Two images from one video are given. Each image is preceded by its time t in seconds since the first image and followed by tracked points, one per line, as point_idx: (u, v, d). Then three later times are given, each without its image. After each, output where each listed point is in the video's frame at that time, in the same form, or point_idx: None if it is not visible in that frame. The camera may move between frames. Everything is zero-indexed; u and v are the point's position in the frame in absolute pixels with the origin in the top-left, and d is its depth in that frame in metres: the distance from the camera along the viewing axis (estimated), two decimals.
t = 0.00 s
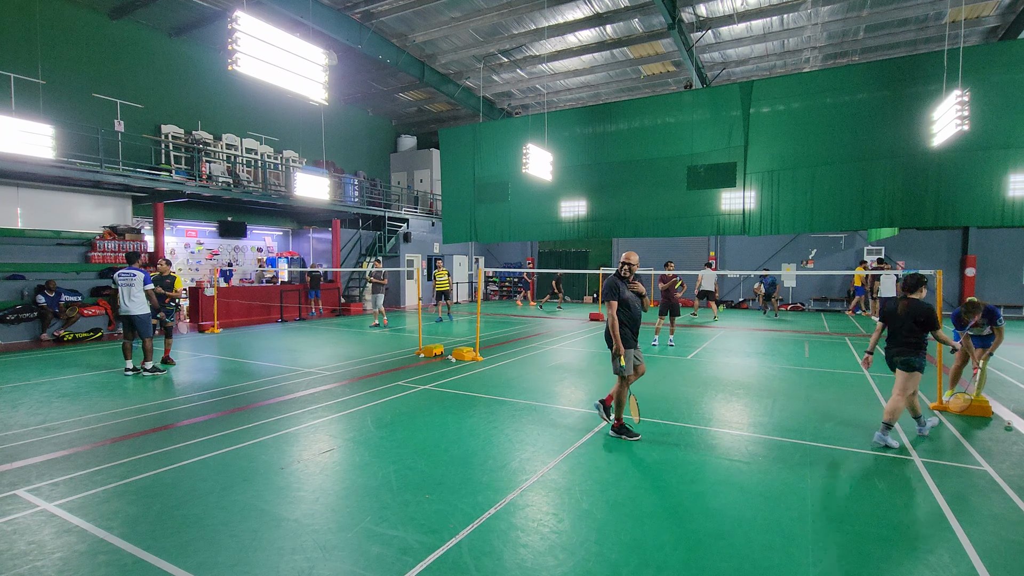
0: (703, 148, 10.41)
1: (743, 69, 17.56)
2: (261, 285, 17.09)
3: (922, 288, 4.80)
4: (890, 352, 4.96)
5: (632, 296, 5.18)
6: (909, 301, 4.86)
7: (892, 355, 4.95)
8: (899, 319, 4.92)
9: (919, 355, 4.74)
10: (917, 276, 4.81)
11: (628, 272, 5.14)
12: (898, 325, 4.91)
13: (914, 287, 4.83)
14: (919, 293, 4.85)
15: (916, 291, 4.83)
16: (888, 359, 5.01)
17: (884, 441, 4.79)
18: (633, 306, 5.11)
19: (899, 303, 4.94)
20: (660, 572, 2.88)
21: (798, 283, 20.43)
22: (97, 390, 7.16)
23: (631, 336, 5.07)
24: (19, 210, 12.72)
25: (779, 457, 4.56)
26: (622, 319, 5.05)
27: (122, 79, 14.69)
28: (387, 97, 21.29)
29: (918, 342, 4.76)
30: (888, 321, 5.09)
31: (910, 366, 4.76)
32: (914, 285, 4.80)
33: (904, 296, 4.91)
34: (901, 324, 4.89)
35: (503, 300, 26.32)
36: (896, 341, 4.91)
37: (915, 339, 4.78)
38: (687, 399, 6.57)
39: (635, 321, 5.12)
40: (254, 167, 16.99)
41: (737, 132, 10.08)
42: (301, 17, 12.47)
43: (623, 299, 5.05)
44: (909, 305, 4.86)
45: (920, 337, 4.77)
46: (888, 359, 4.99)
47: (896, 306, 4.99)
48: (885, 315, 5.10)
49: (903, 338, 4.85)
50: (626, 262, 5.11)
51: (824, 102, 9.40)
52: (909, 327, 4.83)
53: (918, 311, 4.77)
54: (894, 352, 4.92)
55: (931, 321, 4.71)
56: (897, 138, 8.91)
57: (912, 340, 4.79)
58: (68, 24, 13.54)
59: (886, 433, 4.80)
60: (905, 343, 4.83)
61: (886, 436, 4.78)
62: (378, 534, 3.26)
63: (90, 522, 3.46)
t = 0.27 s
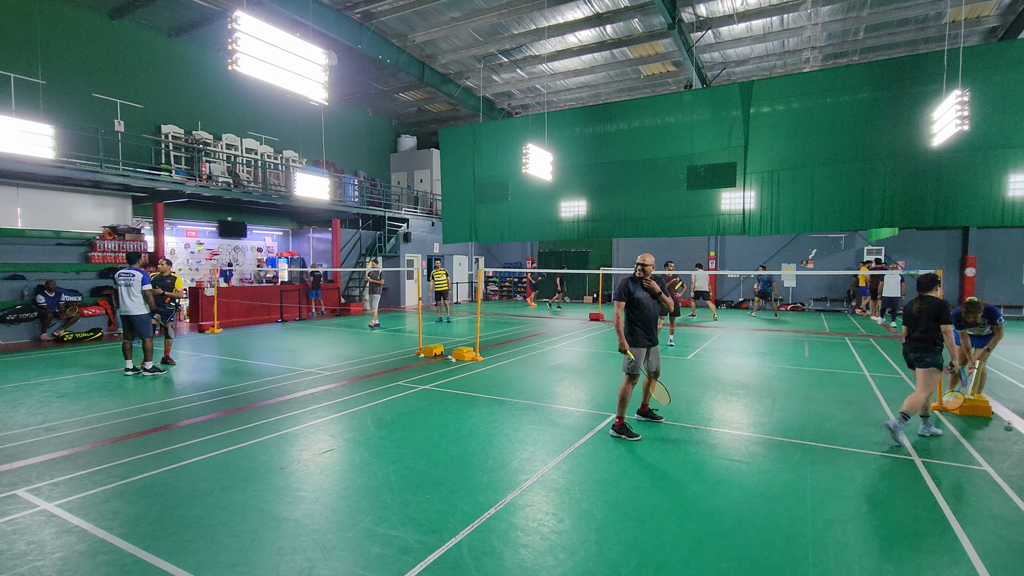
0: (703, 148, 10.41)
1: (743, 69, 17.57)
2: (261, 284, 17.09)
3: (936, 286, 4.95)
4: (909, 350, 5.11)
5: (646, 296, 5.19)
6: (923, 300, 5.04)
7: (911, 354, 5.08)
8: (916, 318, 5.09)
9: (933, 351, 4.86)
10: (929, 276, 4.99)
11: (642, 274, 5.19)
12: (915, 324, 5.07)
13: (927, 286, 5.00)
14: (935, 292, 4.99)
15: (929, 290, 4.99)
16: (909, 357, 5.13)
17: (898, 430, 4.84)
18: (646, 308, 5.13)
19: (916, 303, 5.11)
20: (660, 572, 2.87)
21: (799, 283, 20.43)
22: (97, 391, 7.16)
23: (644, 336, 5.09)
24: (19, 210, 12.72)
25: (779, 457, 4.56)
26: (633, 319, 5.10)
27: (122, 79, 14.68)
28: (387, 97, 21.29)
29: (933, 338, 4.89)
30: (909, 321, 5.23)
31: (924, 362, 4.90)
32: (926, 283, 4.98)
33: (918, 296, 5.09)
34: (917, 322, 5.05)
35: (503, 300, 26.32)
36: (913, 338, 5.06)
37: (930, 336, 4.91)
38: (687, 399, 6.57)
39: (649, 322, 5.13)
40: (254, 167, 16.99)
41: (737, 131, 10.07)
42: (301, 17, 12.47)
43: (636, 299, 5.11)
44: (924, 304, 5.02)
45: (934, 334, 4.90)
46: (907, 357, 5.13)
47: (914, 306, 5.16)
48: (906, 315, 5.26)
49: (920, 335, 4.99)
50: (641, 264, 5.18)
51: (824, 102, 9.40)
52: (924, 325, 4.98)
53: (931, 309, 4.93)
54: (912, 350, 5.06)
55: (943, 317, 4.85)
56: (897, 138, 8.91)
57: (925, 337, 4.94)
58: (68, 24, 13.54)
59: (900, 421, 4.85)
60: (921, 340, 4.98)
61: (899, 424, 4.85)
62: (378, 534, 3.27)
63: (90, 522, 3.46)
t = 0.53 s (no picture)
0: (703, 148, 10.41)
1: (743, 69, 17.56)
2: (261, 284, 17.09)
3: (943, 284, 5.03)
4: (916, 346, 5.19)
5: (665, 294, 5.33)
6: (929, 297, 5.12)
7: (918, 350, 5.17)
8: (922, 315, 5.17)
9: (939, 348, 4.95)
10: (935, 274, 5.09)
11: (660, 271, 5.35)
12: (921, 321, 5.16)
13: (934, 283, 5.09)
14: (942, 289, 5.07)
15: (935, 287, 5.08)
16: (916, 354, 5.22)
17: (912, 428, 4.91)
18: (663, 303, 5.27)
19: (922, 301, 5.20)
20: (660, 572, 2.87)
21: (798, 283, 20.43)
22: (97, 391, 7.16)
23: (659, 331, 5.24)
24: (19, 210, 12.72)
25: (779, 458, 4.55)
26: (648, 315, 5.32)
27: (122, 79, 14.68)
28: (387, 97, 21.29)
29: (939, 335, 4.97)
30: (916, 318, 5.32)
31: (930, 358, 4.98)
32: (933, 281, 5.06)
33: (924, 293, 5.18)
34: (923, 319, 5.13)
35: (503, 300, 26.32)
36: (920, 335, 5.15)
37: (937, 332, 4.99)
38: (687, 399, 6.57)
39: (665, 317, 5.25)
40: (254, 167, 16.99)
41: (737, 131, 10.07)
42: (301, 17, 12.47)
43: (651, 296, 5.34)
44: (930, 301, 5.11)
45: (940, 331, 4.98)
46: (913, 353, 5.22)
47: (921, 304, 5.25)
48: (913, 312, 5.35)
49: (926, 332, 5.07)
50: (659, 262, 5.29)
51: (824, 102, 9.40)
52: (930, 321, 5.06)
53: (937, 306, 5.01)
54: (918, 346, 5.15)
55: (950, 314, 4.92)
56: (897, 138, 8.90)
57: (932, 333, 5.03)
58: (67, 24, 13.53)
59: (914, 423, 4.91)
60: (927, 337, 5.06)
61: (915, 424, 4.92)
62: (378, 534, 3.26)
63: (90, 521, 3.46)
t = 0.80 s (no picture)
0: (703, 148, 10.41)
1: (743, 69, 17.56)
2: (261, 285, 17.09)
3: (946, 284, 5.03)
4: (919, 346, 5.16)
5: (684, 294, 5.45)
6: (932, 297, 5.11)
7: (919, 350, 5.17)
8: (924, 314, 5.16)
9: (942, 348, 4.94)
10: (938, 274, 5.08)
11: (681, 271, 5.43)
12: (924, 321, 5.15)
13: (937, 284, 5.09)
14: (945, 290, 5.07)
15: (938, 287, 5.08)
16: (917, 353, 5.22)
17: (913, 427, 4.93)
18: (685, 302, 5.34)
19: (925, 301, 5.19)
20: (660, 572, 2.87)
21: (798, 283, 20.43)
22: (97, 391, 7.16)
23: (683, 331, 5.28)
24: (19, 210, 12.72)
25: (780, 458, 4.55)
26: (669, 312, 5.32)
27: (122, 79, 14.69)
28: (387, 97, 21.29)
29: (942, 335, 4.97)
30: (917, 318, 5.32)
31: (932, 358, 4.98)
32: (936, 281, 5.05)
33: (927, 293, 5.17)
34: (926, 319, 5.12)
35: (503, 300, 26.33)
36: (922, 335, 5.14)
37: (939, 332, 4.99)
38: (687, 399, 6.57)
39: (687, 317, 5.34)
40: (254, 167, 16.98)
41: (737, 131, 10.07)
42: (301, 17, 12.47)
43: (673, 294, 5.34)
44: (933, 301, 5.10)
45: (943, 331, 4.98)
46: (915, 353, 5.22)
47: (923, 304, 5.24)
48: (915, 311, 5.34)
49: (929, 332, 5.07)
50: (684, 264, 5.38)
51: (824, 102, 9.40)
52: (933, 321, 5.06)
53: (941, 306, 5.00)
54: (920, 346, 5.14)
55: (954, 315, 4.92)
56: (897, 138, 8.90)
57: (935, 333, 5.02)
58: (67, 24, 13.53)
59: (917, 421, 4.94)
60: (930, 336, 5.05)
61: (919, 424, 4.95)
62: (378, 534, 3.26)
63: (90, 522, 3.46)
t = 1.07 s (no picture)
0: (703, 148, 10.41)
1: (743, 69, 17.56)
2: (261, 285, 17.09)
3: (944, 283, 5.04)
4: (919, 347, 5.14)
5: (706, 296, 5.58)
6: (931, 296, 5.10)
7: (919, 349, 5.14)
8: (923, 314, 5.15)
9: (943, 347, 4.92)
10: (935, 273, 5.09)
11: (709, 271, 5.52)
12: (923, 320, 5.14)
13: (936, 283, 5.08)
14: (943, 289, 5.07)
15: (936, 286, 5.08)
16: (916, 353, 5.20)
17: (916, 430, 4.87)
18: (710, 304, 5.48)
19: (923, 300, 5.19)
20: (660, 572, 2.87)
21: (798, 283, 20.44)
22: (96, 391, 7.16)
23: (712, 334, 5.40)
24: (19, 210, 12.73)
25: (780, 457, 4.56)
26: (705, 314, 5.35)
27: (122, 79, 14.69)
28: (387, 97, 21.29)
29: (942, 334, 4.95)
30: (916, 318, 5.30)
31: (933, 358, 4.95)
32: (935, 280, 5.06)
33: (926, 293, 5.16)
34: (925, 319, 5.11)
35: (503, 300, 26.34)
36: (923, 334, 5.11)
37: (939, 331, 4.97)
38: (687, 399, 6.57)
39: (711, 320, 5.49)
40: (254, 167, 16.98)
41: (737, 132, 10.07)
42: (301, 17, 12.47)
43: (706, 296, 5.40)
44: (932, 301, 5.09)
45: (942, 330, 4.96)
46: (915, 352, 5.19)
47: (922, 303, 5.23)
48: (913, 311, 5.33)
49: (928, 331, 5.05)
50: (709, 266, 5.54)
51: (824, 102, 9.40)
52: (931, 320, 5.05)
53: (940, 305, 5.00)
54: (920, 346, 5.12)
55: (954, 314, 4.92)
56: (897, 138, 8.90)
57: (934, 332, 5.01)
58: (67, 24, 13.53)
59: (919, 424, 4.89)
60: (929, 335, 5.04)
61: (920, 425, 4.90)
62: (378, 534, 3.26)
63: (90, 521, 3.46)
